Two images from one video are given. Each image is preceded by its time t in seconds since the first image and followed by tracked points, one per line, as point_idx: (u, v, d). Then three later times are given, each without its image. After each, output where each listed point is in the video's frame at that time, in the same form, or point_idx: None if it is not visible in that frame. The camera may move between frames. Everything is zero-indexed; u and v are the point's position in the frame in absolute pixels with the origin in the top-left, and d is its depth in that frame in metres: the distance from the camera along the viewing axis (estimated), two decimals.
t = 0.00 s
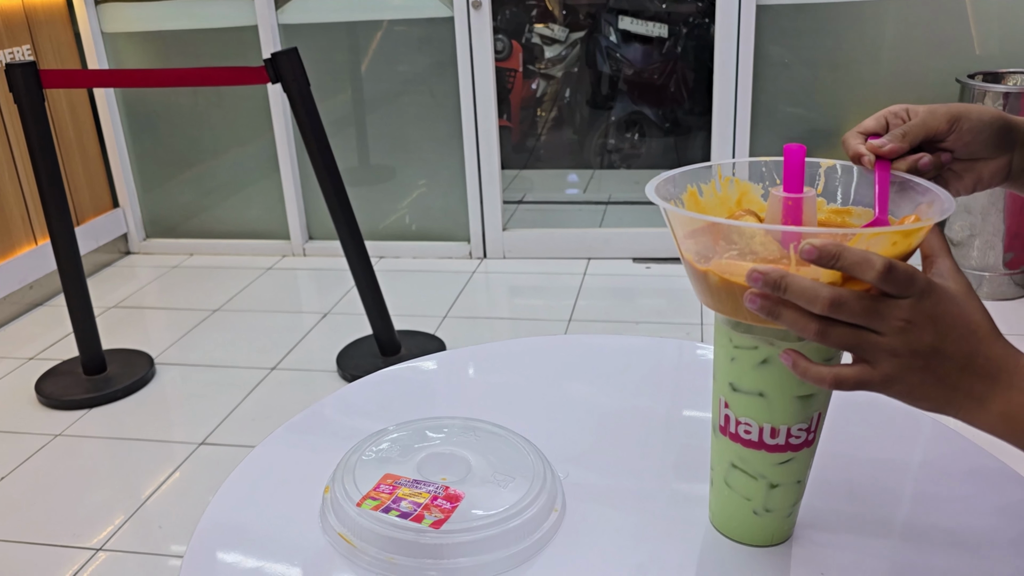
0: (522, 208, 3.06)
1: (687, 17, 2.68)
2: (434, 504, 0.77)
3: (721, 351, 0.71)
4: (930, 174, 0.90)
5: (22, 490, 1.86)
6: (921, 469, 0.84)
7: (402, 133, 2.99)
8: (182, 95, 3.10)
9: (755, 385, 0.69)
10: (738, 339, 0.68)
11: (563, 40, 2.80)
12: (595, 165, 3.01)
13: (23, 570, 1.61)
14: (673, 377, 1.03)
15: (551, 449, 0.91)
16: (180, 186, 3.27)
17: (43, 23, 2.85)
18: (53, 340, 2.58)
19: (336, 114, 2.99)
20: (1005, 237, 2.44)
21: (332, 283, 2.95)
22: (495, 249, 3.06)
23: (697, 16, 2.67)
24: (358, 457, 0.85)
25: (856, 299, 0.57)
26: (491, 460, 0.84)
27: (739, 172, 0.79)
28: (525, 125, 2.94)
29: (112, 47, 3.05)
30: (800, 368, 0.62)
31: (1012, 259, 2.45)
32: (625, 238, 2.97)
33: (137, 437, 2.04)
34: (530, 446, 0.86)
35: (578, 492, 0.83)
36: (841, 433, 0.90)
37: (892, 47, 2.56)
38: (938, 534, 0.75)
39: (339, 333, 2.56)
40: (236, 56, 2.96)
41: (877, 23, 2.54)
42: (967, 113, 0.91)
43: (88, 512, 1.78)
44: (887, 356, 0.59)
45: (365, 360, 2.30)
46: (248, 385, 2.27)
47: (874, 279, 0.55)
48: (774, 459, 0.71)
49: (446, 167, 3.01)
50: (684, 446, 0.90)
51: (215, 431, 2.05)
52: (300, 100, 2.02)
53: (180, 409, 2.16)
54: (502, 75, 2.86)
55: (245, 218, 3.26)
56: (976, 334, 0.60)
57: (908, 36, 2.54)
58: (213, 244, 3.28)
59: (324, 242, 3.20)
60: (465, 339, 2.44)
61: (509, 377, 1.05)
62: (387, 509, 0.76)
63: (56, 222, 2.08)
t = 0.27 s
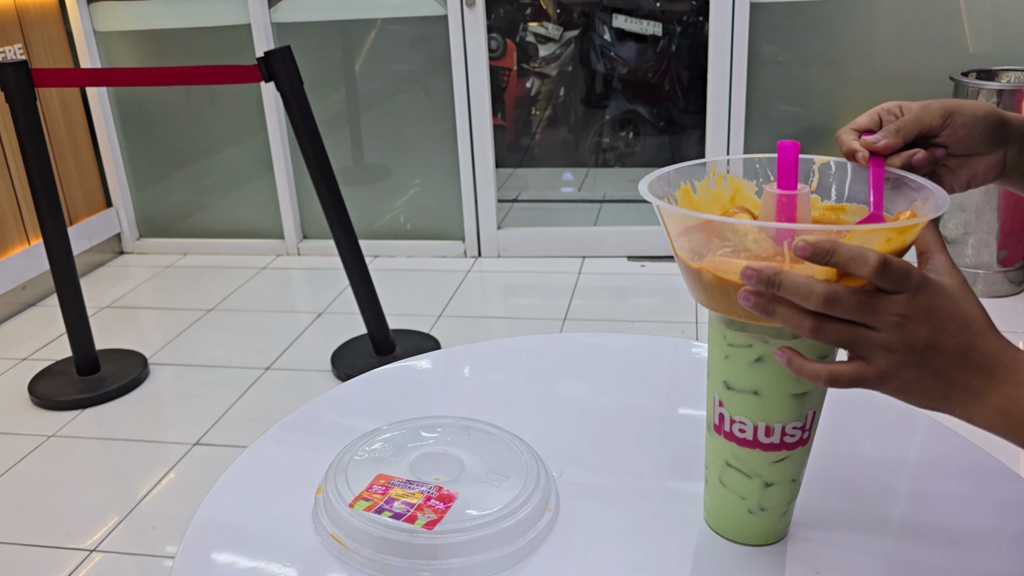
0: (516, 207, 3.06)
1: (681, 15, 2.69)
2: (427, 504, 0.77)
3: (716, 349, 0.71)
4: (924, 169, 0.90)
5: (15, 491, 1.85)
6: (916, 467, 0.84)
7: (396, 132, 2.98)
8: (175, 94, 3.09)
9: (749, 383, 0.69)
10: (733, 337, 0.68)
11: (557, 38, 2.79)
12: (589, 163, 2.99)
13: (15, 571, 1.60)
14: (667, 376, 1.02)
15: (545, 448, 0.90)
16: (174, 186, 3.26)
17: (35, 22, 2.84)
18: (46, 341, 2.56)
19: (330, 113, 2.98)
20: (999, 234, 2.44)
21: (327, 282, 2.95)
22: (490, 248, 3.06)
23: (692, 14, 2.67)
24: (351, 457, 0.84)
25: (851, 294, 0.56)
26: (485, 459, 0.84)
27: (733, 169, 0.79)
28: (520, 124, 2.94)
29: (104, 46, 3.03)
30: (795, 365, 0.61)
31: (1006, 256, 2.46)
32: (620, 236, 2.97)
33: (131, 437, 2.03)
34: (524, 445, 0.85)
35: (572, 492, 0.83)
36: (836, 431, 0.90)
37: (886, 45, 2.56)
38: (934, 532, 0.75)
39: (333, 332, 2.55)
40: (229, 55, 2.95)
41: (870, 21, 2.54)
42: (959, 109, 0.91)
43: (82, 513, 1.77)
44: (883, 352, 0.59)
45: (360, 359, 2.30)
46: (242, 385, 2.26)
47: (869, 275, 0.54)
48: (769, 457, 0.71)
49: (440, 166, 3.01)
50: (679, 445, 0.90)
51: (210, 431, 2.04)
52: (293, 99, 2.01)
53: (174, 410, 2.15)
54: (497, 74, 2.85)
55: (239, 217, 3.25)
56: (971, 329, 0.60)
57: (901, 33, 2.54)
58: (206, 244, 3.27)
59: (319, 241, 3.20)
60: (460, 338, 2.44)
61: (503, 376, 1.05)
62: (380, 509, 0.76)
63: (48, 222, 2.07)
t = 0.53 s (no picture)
0: (511, 207, 3.06)
1: (675, 15, 2.69)
2: (424, 507, 0.77)
3: (713, 350, 0.71)
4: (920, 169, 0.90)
5: (8, 493, 1.84)
6: (914, 466, 0.84)
7: (390, 133, 2.97)
8: (168, 94, 3.08)
9: (747, 384, 0.68)
10: (730, 338, 0.68)
11: (551, 38, 2.80)
12: (584, 163, 3.00)
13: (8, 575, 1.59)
14: (664, 376, 1.02)
15: (542, 449, 0.90)
16: (167, 186, 3.24)
17: (27, 22, 2.83)
18: (40, 342, 2.55)
19: (324, 113, 2.97)
20: (993, 234, 2.45)
21: (321, 283, 2.94)
22: (485, 248, 3.05)
23: (686, 13, 2.68)
24: (347, 460, 0.84)
25: (849, 296, 0.56)
26: (482, 461, 0.84)
27: (729, 169, 0.79)
28: (514, 124, 2.94)
29: (97, 46, 3.02)
30: (793, 367, 0.61)
31: (1000, 255, 2.47)
32: (615, 236, 2.97)
33: (125, 439, 2.02)
34: (521, 447, 0.85)
35: (570, 493, 0.82)
36: (833, 431, 0.90)
37: (879, 44, 2.56)
38: (931, 531, 0.75)
39: (328, 333, 2.55)
40: (222, 55, 2.94)
41: (864, 21, 2.54)
42: (956, 109, 0.91)
43: (75, 516, 1.76)
44: (881, 353, 0.59)
45: (355, 360, 2.29)
46: (236, 387, 2.25)
47: (867, 276, 0.54)
48: (767, 459, 0.71)
49: (435, 166, 3.00)
50: (675, 446, 0.89)
51: (204, 433, 2.03)
52: (287, 100, 2.00)
53: (169, 411, 2.14)
54: (491, 74, 2.86)
55: (233, 217, 3.24)
56: (969, 330, 0.60)
57: (895, 33, 2.54)
58: (200, 245, 3.26)
59: (313, 242, 3.19)
60: (455, 339, 2.43)
61: (498, 377, 1.05)
62: (376, 513, 0.76)
63: (41, 224, 2.06)
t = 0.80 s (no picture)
0: (508, 207, 3.06)
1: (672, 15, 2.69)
2: (424, 508, 0.76)
3: (712, 350, 0.71)
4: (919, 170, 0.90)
5: (5, 495, 1.84)
6: (913, 466, 0.84)
7: (387, 133, 2.97)
8: (165, 95, 3.07)
9: (746, 385, 0.68)
10: (730, 339, 0.68)
11: (548, 38, 2.79)
12: (582, 164, 3.02)
13: None
14: (662, 376, 1.02)
15: (541, 450, 0.90)
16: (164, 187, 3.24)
17: (23, 23, 2.82)
18: (36, 343, 2.54)
19: (321, 113, 2.97)
20: (990, 233, 2.45)
21: (319, 283, 2.93)
22: (482, 248, 3.05)
23: (683, 13, 2.68)
24: (346, 461, 0.84)
25: (848, 297, 0.56)
26: (481, 462, 0.84)
27: (728, 169, 0.79)
28: (511, 124, 2.94)
29: (93, 46, 3.01)
30: (792, 368, 0.61)
31: (997, 255, 2.47)
32: (612, 236, 2.97)
33: (122, 440, 2.02)
34: (520, 448, 0.85)
35: (569, 494, 0.82)
36: (832, 431, 0.90)
37: (876, 44, 2.57)
38: (931, 531, 0.75)
39: (326, 333, 2.55)
40: (219, 55, 2.93)
41: (861, 21, 2.55)
42: (955, 110, 0.91)
43: (72, 517, 1.75)
44: (879, 354, 0.59)
45: (352, 361, 2.29)
46: (233, 387, 2.25)
47: (867, 277, 0.54)
48: (767, 459, 0.71)
49: (432, 166, 3.00)
50: (674, 446, 0.89)
51: (202, 434, 2.03)
52: (284, 100, 1.99)
53: (166, 412, 2.13)
54: (488, 74, 2.85)
55: (230, 218, 3.24)
56: (968, 330, 0.60)
57: (891, 33, 2.55)
58: (197, 245, 3.25)
59: (310, 242, 3.18)
60: (453, 339, 2.43)
61: (496, 378, 1.04)
62: (376, 514, 0.75)
63: (37, 225, 2.05)
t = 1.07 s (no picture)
0: (505, 207, 3.06)
1: (669, 15, 2.69)
2: (425, 507, 0.76)
3: (714, 349, 0.71)
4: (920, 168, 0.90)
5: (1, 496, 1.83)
6: (913, 464, 0.84)
7: (384, 133, 2.97)
8: (161, 94, 3.07)
9: (748, 383, 0.69)
10: (731, 337, 0.68)
11: (545, 38, 2.79)
12: (578, 162, 3.00)
13: None
14: (662, 375, 1.02)
15: (541, 449, 0.90)
16: (161, 187, 3.23)
17: (18, 22, 2.81)
18: (32, 344, 2.54)
19: (318, 113, 2.97)
20: (986, 232, 2.46)
21: (315, 284, 2.93)
22: (479, 248, 3.05)
23: (679, 13, 2.68)
24: (347, 460, 0.84)
25: (851, 295, 0.56)
26: (482, 461, 0.84)
27: (729, 168, 0.79)
28: (508, 124, 2.94)
29: (89, 46, 3.00)
30: (794, 365, 0.61)
31: (993, 254, 2.48)
32: (609, 236, 2.97)
33: (119, 441, 2.01)
34: (521, 447, 0.85)
35: (570, 493, 0.82)
36: (832, 429, 0.90)
37: (872, 44, 2.57)
38: (932, 529, 0.75)
39: (323, 333, 2.55)
40: (215, 55, 2.93)
41: (857, 21, 2.55)
42: (956, 108, 0.91)
43: (69, 518, 1.75)
44: (882, 352, 0.59)
45: (350, 361, 2.29)
46: (230, 388, 2.24)
47: (870, 275, 0.54)
48: (768, 457, 0.71)
49: (429, 165, 3.00)
50: (674, 445, 0.89)
51: (199, 435, 2.02)
52: (281, 100, 1.99)
53: (163, 413, 2.13)
54: (487, 75, 2.83)
55: (226, 218, 3.23)
56: (970, 328, 0.60)
57: (888, 33, 2.55)
58: (194, 246, 3.25)
59: (307, 242, 3.18)
60: (450, 339, 2.43)
61: (496, 377, 1.04)
62: (377, 513, 0.75)
63: (34, 225, 2.05)
